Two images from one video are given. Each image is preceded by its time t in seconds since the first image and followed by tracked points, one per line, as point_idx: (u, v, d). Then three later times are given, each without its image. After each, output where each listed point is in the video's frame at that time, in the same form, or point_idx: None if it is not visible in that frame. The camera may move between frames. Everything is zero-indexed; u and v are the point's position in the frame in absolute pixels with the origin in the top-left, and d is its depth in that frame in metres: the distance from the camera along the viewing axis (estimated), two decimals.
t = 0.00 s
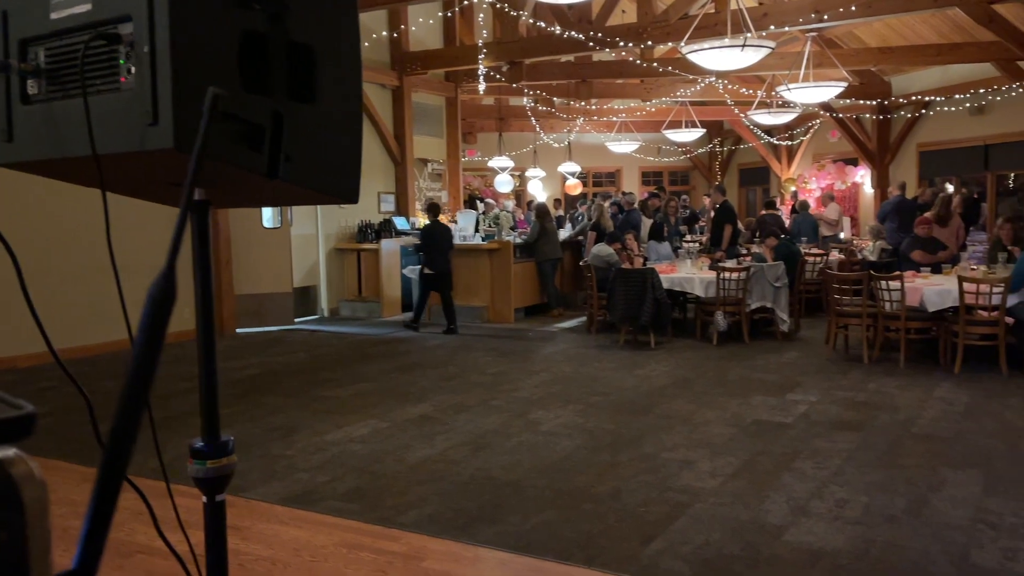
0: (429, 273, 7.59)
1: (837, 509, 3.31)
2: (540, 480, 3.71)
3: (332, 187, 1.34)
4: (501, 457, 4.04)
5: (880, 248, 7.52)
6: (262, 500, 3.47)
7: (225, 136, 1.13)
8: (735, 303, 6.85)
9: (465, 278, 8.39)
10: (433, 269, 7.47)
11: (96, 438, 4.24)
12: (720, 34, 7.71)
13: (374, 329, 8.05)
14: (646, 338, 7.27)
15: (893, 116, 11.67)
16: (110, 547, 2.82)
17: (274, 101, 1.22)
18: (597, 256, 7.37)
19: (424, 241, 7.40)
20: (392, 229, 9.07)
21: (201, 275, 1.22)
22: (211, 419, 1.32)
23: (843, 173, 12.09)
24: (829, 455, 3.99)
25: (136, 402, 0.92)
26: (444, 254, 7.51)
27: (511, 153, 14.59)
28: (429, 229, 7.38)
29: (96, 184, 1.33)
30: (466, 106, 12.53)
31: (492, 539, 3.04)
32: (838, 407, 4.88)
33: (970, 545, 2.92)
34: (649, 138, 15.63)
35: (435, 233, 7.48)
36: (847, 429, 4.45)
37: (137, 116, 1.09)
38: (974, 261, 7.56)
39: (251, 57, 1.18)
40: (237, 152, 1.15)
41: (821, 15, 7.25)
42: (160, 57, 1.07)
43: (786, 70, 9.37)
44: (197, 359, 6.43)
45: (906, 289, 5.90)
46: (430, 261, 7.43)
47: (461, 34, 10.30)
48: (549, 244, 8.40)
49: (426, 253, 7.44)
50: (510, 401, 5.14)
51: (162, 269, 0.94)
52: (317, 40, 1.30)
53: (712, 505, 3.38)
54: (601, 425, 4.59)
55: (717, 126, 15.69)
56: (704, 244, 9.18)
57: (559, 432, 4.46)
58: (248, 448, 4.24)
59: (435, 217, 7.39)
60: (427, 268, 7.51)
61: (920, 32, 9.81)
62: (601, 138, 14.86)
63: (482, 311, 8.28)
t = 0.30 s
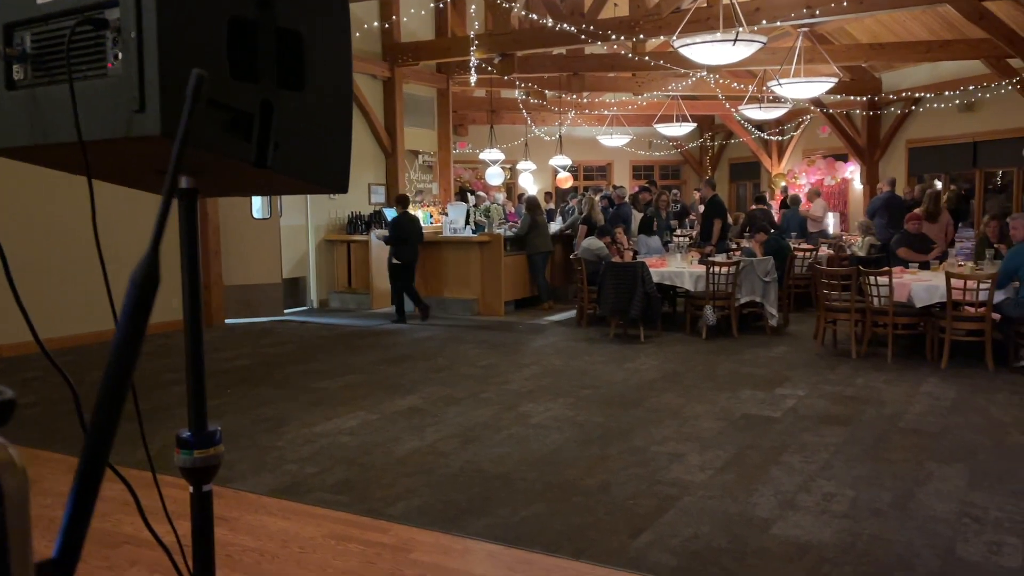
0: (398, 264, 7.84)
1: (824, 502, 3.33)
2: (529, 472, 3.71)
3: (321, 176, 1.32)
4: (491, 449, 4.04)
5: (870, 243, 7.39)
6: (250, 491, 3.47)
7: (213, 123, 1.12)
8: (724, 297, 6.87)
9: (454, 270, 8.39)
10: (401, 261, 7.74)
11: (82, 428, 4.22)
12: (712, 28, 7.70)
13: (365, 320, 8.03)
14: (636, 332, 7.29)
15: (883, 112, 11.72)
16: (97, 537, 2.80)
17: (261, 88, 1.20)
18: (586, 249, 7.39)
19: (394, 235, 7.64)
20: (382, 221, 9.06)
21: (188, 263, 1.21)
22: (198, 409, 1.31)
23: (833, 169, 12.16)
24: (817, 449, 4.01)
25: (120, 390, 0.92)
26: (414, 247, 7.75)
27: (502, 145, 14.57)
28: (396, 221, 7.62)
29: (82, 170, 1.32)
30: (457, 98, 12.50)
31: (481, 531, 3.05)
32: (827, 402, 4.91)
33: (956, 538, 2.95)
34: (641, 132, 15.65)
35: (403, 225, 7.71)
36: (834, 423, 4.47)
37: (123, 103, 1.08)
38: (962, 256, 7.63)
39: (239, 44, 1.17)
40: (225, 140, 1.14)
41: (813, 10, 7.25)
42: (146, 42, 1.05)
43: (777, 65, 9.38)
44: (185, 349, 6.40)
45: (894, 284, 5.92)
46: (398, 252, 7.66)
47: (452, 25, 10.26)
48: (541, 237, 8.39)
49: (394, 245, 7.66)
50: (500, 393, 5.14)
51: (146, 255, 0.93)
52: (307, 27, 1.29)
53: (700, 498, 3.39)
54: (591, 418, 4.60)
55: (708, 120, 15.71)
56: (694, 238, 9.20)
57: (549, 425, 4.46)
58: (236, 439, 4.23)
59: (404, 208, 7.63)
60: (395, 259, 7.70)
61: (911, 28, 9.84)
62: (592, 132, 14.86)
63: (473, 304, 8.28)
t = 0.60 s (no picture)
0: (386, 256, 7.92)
1: (825, 497, 3.34)
2: (531, 465, 3.72)
3: (328, 165, 1.32)
4: (493, 442, 4.05)
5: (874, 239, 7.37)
6: (252, 480, 3.47)
7: (221, 110, 1.12)
8: (727, 292, 6.87)
9: (457, 262, 8.39)
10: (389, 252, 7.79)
11: (86, 415, 4.23)
12: (718, 21, 7.67)
13: (367, 312, 8.04)
14: (638, 325, 7.30)
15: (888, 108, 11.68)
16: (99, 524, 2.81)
17: (269, 76, 1.20)
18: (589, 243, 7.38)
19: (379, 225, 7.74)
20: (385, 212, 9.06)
21: (197, 249, 1.21)
22: (203, 398, 1.31)
23: (836, 164, 12.14)
24: (819, 444, 4.01)
25: (131, 381, 0.92)
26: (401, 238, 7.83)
27: (506, 137, 14.55)
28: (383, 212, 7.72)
29: (88, 157, 1.32)
30: (462, 90, 12.48)
31: (482, 522, 3.06)
32: (828, 397, 4.91)
33: (957, 534, 2.95)
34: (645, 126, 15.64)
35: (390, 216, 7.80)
36: (836, 418, 4.47)
37: (131, 89, 1.07)
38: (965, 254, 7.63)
39: (248, 31, 1.16)
40: (233, 129, 1.14)
41: (820, 4, 7.22)
42: (155, 29, 1.05)
43: (783, 60, 9.36)
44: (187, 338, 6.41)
45: (897, 281, 5.91)
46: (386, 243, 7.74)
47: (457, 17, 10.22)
48: (544, 230, 8.39)
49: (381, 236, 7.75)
50: (501, 386, 5.15)
51: (158, 245, 0.93)
52: (315, 14, 1.28)
53: (702, 492, 3.40)
54: (592, 411, 4.60)
55: (712, 115, 15.68)
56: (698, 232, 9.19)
57: (551, 418, 4.47)
58: (239, 429, 4.23)
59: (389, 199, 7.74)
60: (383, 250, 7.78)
61: (917, 24, 9.80)
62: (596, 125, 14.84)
63: (475, 296, 8.28)
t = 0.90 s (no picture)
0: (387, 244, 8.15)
1: (842, 492, 3.32)
2: (546, 456, 3.72)
3: (348, 153, 1.32)
4: (508, 432, 4.05)
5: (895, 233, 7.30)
6: (269, 467, 3.50)
7: (242, 98, 1.12)
8: (745, 285, 6.82)
9: (473, 253, 8.39)
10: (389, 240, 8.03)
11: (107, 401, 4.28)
12: (739, 12, 7.60)
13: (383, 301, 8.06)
14: (655, 318, 7.27)
15: (911, 100, 11.54)
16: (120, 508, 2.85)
17: (290, 65, 1.20)
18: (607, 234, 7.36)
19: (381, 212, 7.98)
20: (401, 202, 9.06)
21: (219, 236, 1.22)
22: (223, 384, 1.32)
23: (857, 157, 12.01)
24: (836, 439, 3.99)
25: (155, 366, 0.93)
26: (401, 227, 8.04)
27: (523, 128, 14.52)
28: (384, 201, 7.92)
29: (111, 144, 1.32)
30: (480, 80, 12.46)
31: (497, 512, 3.06)
32: (846, 392, 4.87)
33: (975, 531, 2.92)
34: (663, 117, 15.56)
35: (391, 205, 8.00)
36: (853, 413, 4.44)
37: (153, 75, 1.07)
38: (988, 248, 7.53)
39: (270, 19, 1.16)
40: (255, 116, 1.14)
41: None
42: (178, 16, 1.05)
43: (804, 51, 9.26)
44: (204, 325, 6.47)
45: (918, 275, 5.85)
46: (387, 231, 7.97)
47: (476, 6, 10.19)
48: (560, 221, 8.37)
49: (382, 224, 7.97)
50: (517, 376, 5.15)
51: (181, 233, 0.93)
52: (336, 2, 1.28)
53: (718, 485, 3.38)
54: (607, 403, 4.60)
55: (732, 106, 15.56)
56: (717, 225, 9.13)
57: (566, 409, 4.47)
58: (257, 416, 4.26)
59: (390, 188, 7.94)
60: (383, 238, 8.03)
61: (942, 15, 9.67)
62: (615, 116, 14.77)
63: (491, 287, 8.28)
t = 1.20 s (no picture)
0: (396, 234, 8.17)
1: (871, 483, 3.28)
2: (570, 446, 3.72)
3: (373, 143, 1.32)
4: (532, 422, 4.05)
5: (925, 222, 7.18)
6: (295, 456, 3.53)
7: (270, 88, 1.12)
8: (771, 274, 6.74)
9: (496, 243, 8.37)
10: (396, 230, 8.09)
11: (137, 390, 4.33)
12: None
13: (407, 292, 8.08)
14: (679, 308, 7.23)
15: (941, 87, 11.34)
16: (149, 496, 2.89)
17: (316, 54, 1.19)
18: (633, 224, 7.32)
19: (389, 202, 8.00)
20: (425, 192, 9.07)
21: (247, 225, 1.22)
22: (251, 373, 1.32)
23: (886, 145, 11.83)
24: (864, 430, 3.94)
25: (187, 358, 0.93)
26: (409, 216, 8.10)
27: (547, 118, 14.48)
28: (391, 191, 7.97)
29: (140, 135, 1.33)
30: (503, 70, 12.43)
31: (521, 501, 3.07)
32: (873, 382, 4.81)
33: (1006, 524, 2.87)
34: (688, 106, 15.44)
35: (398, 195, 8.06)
36: (882, 404, 4.38)
37: (181, 66, 1.07)
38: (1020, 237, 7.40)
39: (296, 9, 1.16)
40: (281, 106, 1.14)
41: None
42: (206, 8, 1.04)
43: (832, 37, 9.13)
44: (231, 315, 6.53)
45: (949, 264, 5.75)
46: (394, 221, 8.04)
47: None
48: (584, 211, 8.33)
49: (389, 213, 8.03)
50: (541, 366, 5.15)
51: (212, 223, 0.93)
52: None
53: (744, 476, 3.36)
54: (632, 393, 4.58)
55: (758, 94, 15.40)
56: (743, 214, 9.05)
57: (590, 399, 4.45)
58: (284, 406, 4.30)
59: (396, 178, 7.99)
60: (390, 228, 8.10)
61: None
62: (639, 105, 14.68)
63: (515, 277, 8.28)
